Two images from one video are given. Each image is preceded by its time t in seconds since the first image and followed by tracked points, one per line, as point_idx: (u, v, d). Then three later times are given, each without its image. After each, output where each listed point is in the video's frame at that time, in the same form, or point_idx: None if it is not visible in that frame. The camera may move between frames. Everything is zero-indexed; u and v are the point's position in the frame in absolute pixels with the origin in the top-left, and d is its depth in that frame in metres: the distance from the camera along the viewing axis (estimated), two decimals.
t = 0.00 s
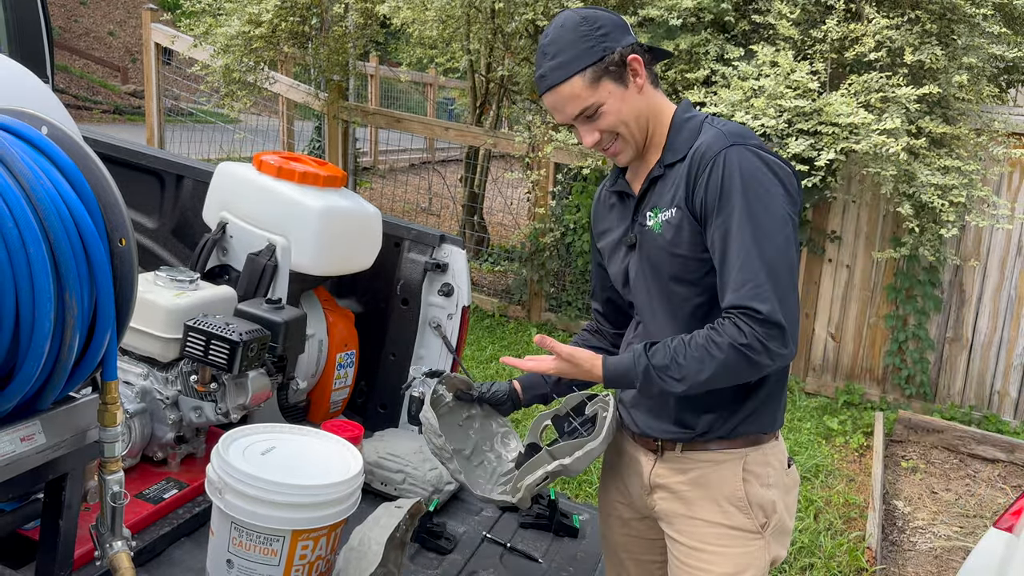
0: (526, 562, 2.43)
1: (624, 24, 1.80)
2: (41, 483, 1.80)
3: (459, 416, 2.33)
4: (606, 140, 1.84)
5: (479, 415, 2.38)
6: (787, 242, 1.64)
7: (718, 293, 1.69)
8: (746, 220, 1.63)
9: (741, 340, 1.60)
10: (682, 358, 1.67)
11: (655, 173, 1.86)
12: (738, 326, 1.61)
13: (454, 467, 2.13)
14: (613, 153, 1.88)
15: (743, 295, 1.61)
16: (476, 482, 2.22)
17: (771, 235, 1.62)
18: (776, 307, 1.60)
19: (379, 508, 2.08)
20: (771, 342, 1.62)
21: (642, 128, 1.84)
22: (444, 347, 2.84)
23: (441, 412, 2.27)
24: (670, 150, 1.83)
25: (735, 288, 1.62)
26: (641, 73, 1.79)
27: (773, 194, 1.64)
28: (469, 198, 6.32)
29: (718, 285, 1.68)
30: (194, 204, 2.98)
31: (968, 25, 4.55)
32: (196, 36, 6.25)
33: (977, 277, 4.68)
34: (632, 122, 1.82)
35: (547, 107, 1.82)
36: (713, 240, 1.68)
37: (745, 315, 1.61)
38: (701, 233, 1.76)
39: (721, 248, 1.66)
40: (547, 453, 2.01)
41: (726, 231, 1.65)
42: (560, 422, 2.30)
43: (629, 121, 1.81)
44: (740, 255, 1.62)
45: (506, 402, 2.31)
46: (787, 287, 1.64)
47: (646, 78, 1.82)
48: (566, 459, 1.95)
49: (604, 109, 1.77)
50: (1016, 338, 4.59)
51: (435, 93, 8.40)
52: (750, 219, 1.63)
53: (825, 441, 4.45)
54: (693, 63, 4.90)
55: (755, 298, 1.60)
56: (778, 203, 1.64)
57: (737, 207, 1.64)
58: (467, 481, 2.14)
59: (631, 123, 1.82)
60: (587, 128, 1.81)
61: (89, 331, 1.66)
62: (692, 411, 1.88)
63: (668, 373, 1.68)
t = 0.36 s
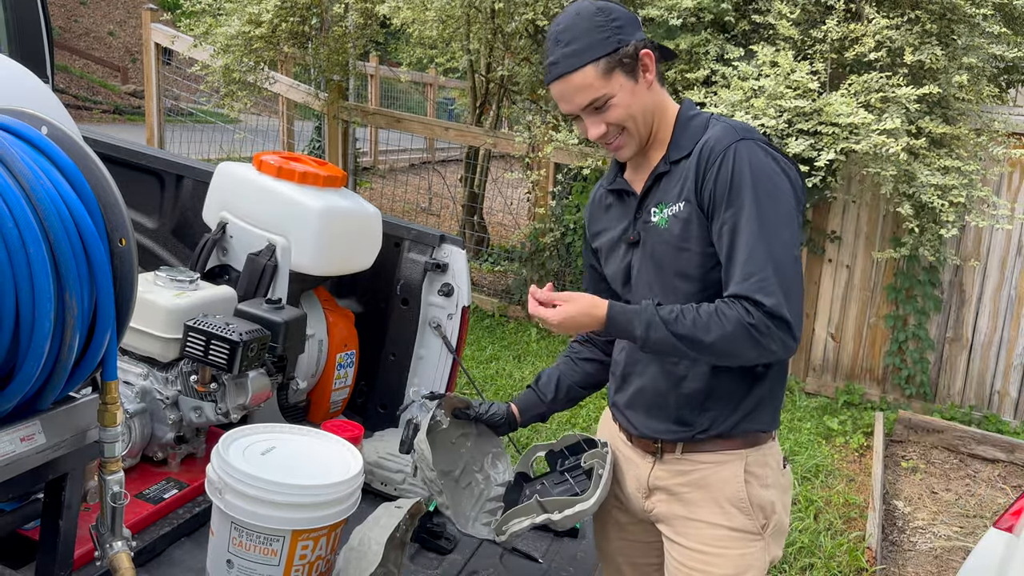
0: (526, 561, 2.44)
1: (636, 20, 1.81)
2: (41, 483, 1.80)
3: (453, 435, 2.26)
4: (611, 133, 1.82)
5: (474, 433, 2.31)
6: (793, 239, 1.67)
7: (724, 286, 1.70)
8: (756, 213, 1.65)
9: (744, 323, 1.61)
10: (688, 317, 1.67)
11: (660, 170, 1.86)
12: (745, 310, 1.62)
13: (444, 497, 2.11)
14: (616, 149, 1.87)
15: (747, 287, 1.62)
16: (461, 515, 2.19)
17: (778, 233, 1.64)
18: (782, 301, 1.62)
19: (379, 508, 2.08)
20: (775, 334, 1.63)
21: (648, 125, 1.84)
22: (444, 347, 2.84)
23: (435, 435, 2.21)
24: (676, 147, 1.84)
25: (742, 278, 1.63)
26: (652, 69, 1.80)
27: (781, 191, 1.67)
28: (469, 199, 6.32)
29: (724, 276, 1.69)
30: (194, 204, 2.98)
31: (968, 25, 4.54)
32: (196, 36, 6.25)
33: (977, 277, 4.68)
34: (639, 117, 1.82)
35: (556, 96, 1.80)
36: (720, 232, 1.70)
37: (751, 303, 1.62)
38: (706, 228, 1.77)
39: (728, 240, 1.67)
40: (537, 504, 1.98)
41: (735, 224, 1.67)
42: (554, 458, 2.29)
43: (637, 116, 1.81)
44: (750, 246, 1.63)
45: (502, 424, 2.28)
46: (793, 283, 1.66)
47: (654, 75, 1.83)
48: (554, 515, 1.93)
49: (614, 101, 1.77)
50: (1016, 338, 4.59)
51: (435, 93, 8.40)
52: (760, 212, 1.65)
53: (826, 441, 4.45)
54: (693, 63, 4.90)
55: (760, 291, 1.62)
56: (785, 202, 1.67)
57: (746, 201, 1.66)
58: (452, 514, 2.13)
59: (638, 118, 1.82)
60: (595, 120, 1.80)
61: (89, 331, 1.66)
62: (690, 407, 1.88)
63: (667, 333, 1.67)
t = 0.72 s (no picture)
0: (526, 562, 2.49)
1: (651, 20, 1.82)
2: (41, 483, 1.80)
3: (443, 446, 2.25)
4: (619, 130, 1.81)
5: (465, 444, 2.30)
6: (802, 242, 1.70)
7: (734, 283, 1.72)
8: (770, 213, 1.67)
9: (756, 317, 1.64)
10: (702, 304, 1.67)
11: (663, 170, 1.86)
12: (756, 305, 1.65)
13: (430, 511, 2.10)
14: (622, 147, 1.86)
15: (759, 284, 1.65)
16: (447, 529, 2.18)
17: (790, 236, 1.68)
18: (792, 300, 1.66)
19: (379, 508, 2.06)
20: (783, 332, 1.66)
21: (655, 125, 1.84)
22: (444, 347, 2.84)
23: (424, 445, 2.20)
24: (682, 148, 1.84)
25: (755, 276, 1.66)
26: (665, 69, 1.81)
27: (794, 194, 1.71)
28: (469, 199, 6.32)
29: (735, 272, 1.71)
30: (194, 204, 2.98)
31: (968, 25, 4.54)
32: (196, 36, 6.25)
33: (976, 277, 4.68)
34: (648, 116, 1.81)
35: (568, 87, 1.79)
36: (732, 230, 1.72)
37: (763, 300, 1.65)
38: (715, 227, 1.78)
39: (742, 238, 1.69)
40: (524, 521, 1.97)
41: (749, 222, 1.69)
42: (545, 474, 2.21)
43: (647, 114, 1.81)
44: (765, 245, 1.66)
45: (495, 436, 2.26)
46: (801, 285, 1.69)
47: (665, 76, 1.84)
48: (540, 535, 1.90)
49: (627, 97, 1.77)
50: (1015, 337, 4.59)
51: (434, 93, 8.40)
52: (773, 213, 1.68)
53: (825, 441, 4.45)
54: (693, 63, 4.91)
55: (771, 290, 1.65)
56: (797, 207, 1.71)
57: (763, 201, 1.68)
58: (437, 527, 2.12)
59: (647, 116, 1.82)
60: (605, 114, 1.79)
61: (89, 331, 1.66)
62: (683, 406, 1.87)
63: (679, 315, 1.66)
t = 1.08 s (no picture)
0: (525, 562, 2.49)
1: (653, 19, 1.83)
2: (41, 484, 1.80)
3: (434, 451, 2.26)
4: (618, 126, 1.81)
5: (455, 449, 2.31)
6: (800, 240, 1.71)
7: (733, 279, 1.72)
8: (769, 210, 1.68)
9: (755, 313, 1.64)
10: (702, 299, 1.67)
11: (659, 167, 1.86)
12: (756, 300, 1.65)
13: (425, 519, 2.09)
14: (619, 144, 1.86)
15: (759, 280, 1.65)
16: (442, 537, 2.17)
17: (789, 233, 1.69)
18: (791, 296, 1.66)
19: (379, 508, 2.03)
20: (782, 328, 1.67)
21: (653, 124, 1.85)
22: (444, 347, 2.84)
23: (417, 454, 2.20)
24: (679, 146, 1.85)
25: (755, 272, 1.66)
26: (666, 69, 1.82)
27: (792, 193, 1.71)
28: (469, 199, 6.32)
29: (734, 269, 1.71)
30: (194, 204, 2.98)
31: (968, 25, 4.54)
32: (196, 36, 6.25)
33: (976, 278, 4.68)
34: (647, 115, 1.82)
35: (570, 80, 1.79)
36: (731, 227, 1.72)
37: (762, 295, 1.65)
38: (713, 224, 1.78)
39: (741, 235, 1.69)
40: (520, 531, 1.95)
41: (749, 219, 1.69)
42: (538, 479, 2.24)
43: (646, 113, 1.81)
44: (765, 241, 1.66)
45: (486, 439, 2.25)
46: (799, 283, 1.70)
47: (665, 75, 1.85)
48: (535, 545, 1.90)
49: (628, 93, 1.77)
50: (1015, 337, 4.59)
51: (435, 93, 8.40)
52: (773, 210, 1.68)
53: (825, 441, 4.45)
54: (693, 63, 4.91)
55: (771, 285, 1.65)
56: (795, 205, 1.72)
57: (763, 198, 1.68)
58: (433, 537, 2.11)
59: (646, 115, 1.82)
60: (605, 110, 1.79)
61: (89, 331, 1.66)
62: (675, 403, 1.87)
63: (680, 308, 1.66)
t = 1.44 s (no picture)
0: (524, 562, 2.49)
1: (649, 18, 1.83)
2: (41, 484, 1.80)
3: (431, 457, 2.25)
4: (612, 122, 1.80)
5: (453, 452, 2.30)
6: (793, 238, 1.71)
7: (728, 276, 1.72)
8: (764, 207, 1.68)
9: (751, 308, 1.64)
10: (698, 294, 1.67)
11: (654, 165, 1.86)
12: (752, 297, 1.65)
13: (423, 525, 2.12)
14: (612, 141, 1.86)
15: (754, 277, 1.65)
16: (440, 543, 2.19)
17: (783, 230, 1.69)
18: (786, 293, 1.66)
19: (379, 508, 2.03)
20: (777, 324, 1.67)
21: (646, 123, 1.85)
22: (444, 347, 2.85)
23: (413, 460, 2.19)
24: (674, 144, 1.85)
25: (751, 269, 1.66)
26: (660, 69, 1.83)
27: (786, 191, 1.72)
28: (469, 199, 6.32)
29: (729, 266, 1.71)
30: (194, 204, 2.98)
31: (968, 25, 4.54)
32: (196, 36, 6.25)
33: (976, 278, 4.68)
34: (641, 112, 1.82)
35: (565, 73, 1.79)
36: (726, 224, 1.72)
37: (758, 292, 1.65)
38: (708, 221, 1.78)
39: (737, 232, 1.70)
40: (518, 535, 1.96)
41: (744, 216, 1.70)
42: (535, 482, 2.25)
43: (640, 111, 1.81)
44: (759, 238, 1.67)
45: (483, 443, 2.24)
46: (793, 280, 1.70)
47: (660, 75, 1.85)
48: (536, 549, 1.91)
49: (623, 89, 1.77)
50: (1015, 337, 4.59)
51: (435, 93, 8.40)
52: (768, 207, 1.68)
53: (825, 441, 4.45)
54: (693, 63, 4.91)
55: (767, 282, 1.65)
56: (789, 203, 1.73)
57: (758, 195, 1.69)
58: (431, 544, 2.14)
59: (640, 112, 1.82)
60: (599, 105, 1.79)
61: (89, 331, 1.66)
62: (671, 401, 1.87)
63: (677, 302, 1.66)
